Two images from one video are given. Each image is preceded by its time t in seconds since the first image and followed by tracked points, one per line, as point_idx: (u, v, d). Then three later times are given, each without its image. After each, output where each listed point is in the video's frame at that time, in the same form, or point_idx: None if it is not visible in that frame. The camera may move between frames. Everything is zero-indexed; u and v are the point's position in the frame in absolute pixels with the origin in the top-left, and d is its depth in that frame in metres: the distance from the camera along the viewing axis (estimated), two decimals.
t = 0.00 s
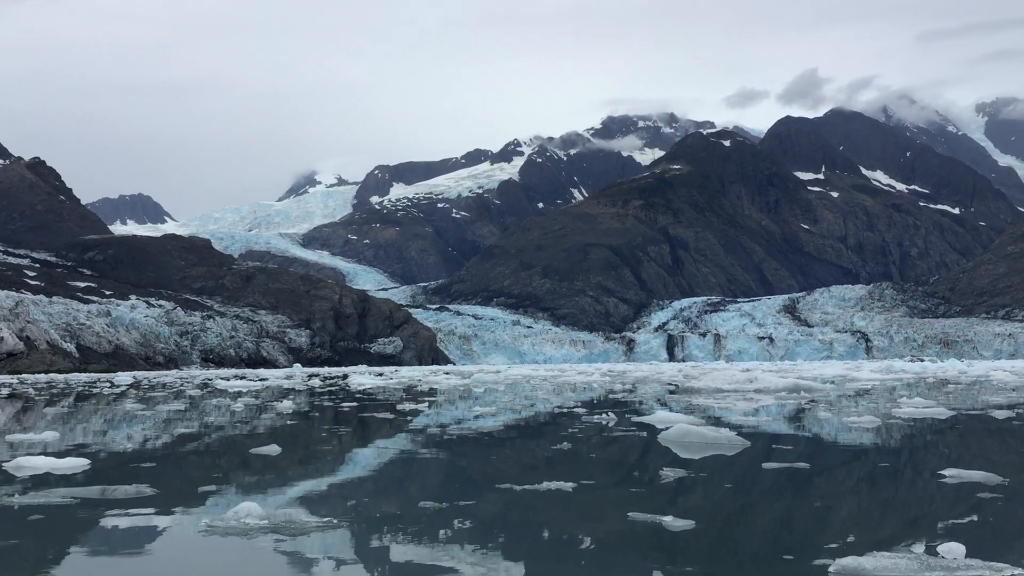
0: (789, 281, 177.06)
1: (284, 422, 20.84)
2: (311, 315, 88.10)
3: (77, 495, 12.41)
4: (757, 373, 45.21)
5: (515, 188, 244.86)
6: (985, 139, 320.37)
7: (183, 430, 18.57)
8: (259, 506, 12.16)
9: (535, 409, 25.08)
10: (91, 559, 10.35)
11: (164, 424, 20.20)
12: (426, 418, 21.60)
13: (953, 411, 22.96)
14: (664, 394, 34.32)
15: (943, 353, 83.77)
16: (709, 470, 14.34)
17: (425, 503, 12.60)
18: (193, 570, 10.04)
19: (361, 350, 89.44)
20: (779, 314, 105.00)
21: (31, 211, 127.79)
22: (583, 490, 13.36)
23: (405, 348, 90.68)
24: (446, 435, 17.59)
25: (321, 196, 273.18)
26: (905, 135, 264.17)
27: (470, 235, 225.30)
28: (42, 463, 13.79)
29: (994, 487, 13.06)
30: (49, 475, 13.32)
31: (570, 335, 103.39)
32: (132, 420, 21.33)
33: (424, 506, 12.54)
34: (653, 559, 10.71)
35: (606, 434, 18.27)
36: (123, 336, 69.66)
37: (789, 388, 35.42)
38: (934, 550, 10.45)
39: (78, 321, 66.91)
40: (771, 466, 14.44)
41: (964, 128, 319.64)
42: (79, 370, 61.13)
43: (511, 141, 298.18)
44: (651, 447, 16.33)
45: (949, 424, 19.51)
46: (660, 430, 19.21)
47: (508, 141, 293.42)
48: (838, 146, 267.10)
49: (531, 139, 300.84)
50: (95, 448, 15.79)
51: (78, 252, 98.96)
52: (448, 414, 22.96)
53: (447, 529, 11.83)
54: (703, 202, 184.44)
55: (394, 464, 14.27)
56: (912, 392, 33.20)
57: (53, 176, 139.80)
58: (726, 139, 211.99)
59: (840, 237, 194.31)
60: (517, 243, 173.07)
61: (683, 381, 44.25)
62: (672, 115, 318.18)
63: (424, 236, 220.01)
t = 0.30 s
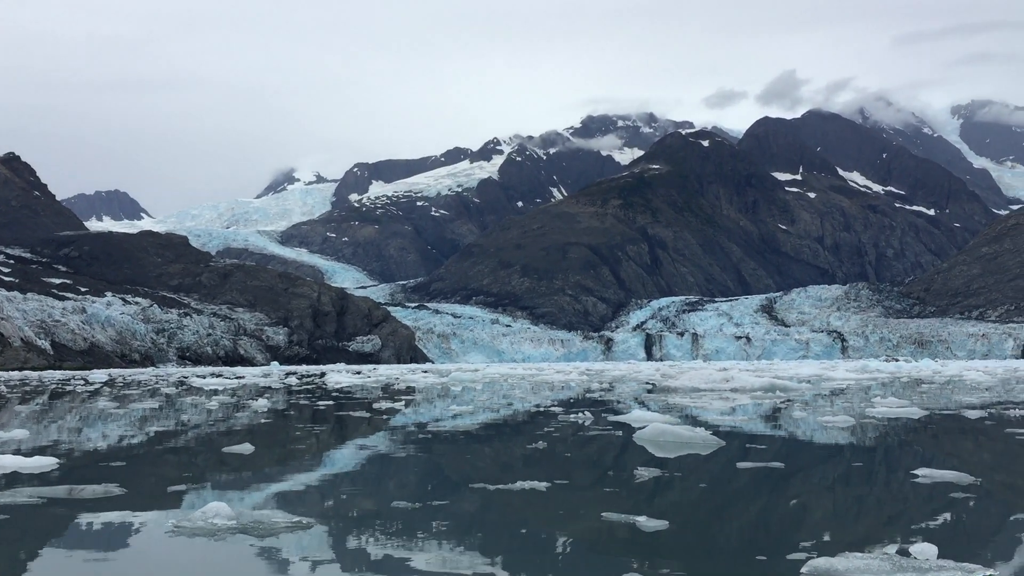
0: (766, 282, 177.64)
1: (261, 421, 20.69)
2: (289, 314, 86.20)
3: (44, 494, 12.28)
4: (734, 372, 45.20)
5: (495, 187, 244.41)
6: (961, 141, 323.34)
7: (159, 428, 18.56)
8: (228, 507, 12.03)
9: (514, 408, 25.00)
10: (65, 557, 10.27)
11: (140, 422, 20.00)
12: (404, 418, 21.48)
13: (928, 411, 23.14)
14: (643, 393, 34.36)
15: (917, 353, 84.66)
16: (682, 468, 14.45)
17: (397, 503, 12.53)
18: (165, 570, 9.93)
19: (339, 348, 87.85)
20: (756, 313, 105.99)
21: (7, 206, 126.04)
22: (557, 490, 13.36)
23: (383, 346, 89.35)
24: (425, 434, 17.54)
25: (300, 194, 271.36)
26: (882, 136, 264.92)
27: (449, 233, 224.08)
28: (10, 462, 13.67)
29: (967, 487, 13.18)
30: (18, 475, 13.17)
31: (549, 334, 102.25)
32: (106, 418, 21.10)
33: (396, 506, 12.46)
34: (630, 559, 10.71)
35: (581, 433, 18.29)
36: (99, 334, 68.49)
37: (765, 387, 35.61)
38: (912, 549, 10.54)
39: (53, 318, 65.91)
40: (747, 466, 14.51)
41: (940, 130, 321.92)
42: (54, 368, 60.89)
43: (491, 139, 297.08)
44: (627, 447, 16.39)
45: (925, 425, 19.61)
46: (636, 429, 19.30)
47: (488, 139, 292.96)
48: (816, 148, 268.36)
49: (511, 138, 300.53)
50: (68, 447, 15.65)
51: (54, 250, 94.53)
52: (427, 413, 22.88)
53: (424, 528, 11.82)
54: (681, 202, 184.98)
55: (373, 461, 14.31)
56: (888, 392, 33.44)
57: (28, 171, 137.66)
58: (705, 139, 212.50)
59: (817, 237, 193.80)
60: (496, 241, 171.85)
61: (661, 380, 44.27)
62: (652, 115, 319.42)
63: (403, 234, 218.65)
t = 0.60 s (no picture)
0: (746, 282, 177.39)
1: (242, 420, 20.61)
2: (269, 313, 84.48)
3: (13, 496, 12.11)
4: (712, 372, 45.42)
5: (477, 186, 243.53)
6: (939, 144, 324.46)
7: (135, 428, 18.41)
8: (200, 509, 11.90)
9: (494, 408, 25.05)
10: (41, 558, 10.14)
11: (119, 421, 19.91)
12: (386, 418, 21.43)
13: (905, 410, 23.33)
14: (624, 393, 34.47)
15: (895, 354, 85.28)
16: (659, 469, 14.47)
17: (371, 504, 12.47)
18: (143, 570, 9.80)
19: (319, 348, 85.54)
20: (736, 314, 105.13)
21: None
22: (533, 490, 13.35)
23: (364, 345, 87.00)
24: (406, 434, 17.56)
25: (281, 192, 269.03)
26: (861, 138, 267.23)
27: (430, 233, 222.26)
28: None
29: (942, 487, 13.29)
30: None
31: (529, 334, 99.84)
32: (84, 417, 20.91)
33: (370, 507, 12.38)
34: (610, 557, 10.75)
35: (559, 433, 18.37)
36: (77, 332, 67.47)
37: (744, 387, 35.80)
38: (890, 550, 10.58)
39: (30, 316, 64.82)
40: (723, 466, 14.59)
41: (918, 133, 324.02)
42: (31, 366, 60.11)
43: (472, 138, 295.46)
44: (605, 447, 16.46)
45: (903, 425, 19.71)
46: (614, 429, 19.33)
47: (470, 139, 291.96)
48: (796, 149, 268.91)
49: (492, 138, 299.61)
50: (43, 447, 15.50)
51: (32, 247, 92.82)
52: (408, 412, 22.91)
53: (405, 526, 11.83)
54: (661, 202, 184.22)
55: (352, 462, 14.28)
56: (865, 391, 33.72)
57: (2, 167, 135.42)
58: (686, 140, 211.99)
59: (797, 237, 194.29)
60: (477, 241, 169.19)
61: (641, 380, 44.41)
62: (633, 115, 320.50)
63: (384, 234, 216.55)
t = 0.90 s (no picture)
0: (725, 284, 176.98)
1: (220, 421, 20.66)
2: (247, 313, 82.49)
3: None
4: (690, 373, 46.02)
5: (456, 187, 242.64)
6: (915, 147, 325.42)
7: (111, 429, 18.38)
8: (167, 512, 11.70)
9: (474, 408, 25.22)
10: (16, 560, 10.04)
11: (94, 422, 19.85)
12: (365, 418, 21.44)
13: (879, 411, 23.71)
14: (602, 393, 34.77)
15: (872, 354, 85.13)
16: (634, 471, 14.50)
17: (344, 507, 12.39)
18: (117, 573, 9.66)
19: (298, 348, 83.15)
20: (714, 314, 106.04)
21: None
22: (508, 492, 13.33)
23: (343, 346, 84.80)
24: (385, 434, 17.63)
25: (259, 192, 265.68)
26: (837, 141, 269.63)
27: (410, 233, 219.99)
28: None
29: (917, 487, 13.43)
30: None
31: (508, 334, 98.84)
32: (59, 418, 20.97)
33: (343, 510, 12.28)
34: (587, 558, 10.77)
35: (537, 434, 18.45)
36: (52, 333, 64.65)
37: (721, 388, 36.20)
38: (864, 550, 10.70)
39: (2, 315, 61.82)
40: (699, 467, 14.66)
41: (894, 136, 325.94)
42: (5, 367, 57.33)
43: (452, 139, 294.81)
44: (582, 448, 16.52)
45: (879, 425, 19.89)
46: (591, 430, 19.42)
47: (449, 139, 290.90)
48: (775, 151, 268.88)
49: (471, 138, 298.50)
50: (16, 448, 15.44)
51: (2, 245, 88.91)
52: (388, 413, 23.06)
53: (383, 528, 11.79)
54: (641, 203, 182.42)
55: (331, 463, 14.34)
56: (841, 392, 34.14)
57: None
58: (666, 142, 210.54)
59: (775, 239, 195.02)
60: (457, 241, 166.12)
61: (620, 380, 44.73)
62: (613, 117, 321.12)
63: (363, 234, 213.91)
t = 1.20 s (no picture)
0: (703, 285, 176.97)
1: (198, 421, 20.82)
2: (225, 313, 79.16)
3: None
4: (668, 373, 46.59)
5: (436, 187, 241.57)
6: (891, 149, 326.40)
7: (89, 430, 18.42)
8: (138, 515, 11.54)
9: (454, 408, 25.44)
10: None
11: (70, 423, 19.81)
12: (344, 418, 21.56)
13: (854, 411, 23.97)
14: (578, 394, 35.18)
15: (848, 355, 85.00)
16: (608, 472, 14.55)
17: (317, 509, 12.30)
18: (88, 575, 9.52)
19: (276, 349, 80.29)
20: (693, 315, 105.89)
21: None
22: (482, 494, 13.29)
23: (322, 347, 81.92)
24: (363, 435, 17.74)
25: (237, 192, 262.64)
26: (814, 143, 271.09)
27: (389, 234, 218.23)
28: None
29: (890, 487, 13.60)
30: None
31: (487, 334, 97.90)
32: (37, 418, 21.13)
33: (315, 513, 12.17)
34: (563, 560, 10.76)
35: (514, 435, 18.57)
36: (26, 333, 62.13)
37: (699, 388, 36.52)
38: (838, 551, 10.77)
39: None
40: (674, 468, 14.74)
41: (870, 138, 328.04)
42: None
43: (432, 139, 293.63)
44: (557, 449, 16.63)
45: (854, 426, 20.07)
46: (567, 430, 19.51)
47: (429, 140, 289.67)
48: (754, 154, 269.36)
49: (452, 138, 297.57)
50: None
51: None
52: (368, 413, 23.27)
53: (360, 530, 11.71)
54: (620, 205, 182.18)
55: (309, 465, 14.38)
56: (816, 392, 34.54)
57: None
58: (645, 143, 210.40)
59: (753, 241, 195.73)
60: (436, 242, 164.06)
61: (598, 381, 45.07)
62: (592, 118, 321.53)
63: (343, 234, 211.93)
